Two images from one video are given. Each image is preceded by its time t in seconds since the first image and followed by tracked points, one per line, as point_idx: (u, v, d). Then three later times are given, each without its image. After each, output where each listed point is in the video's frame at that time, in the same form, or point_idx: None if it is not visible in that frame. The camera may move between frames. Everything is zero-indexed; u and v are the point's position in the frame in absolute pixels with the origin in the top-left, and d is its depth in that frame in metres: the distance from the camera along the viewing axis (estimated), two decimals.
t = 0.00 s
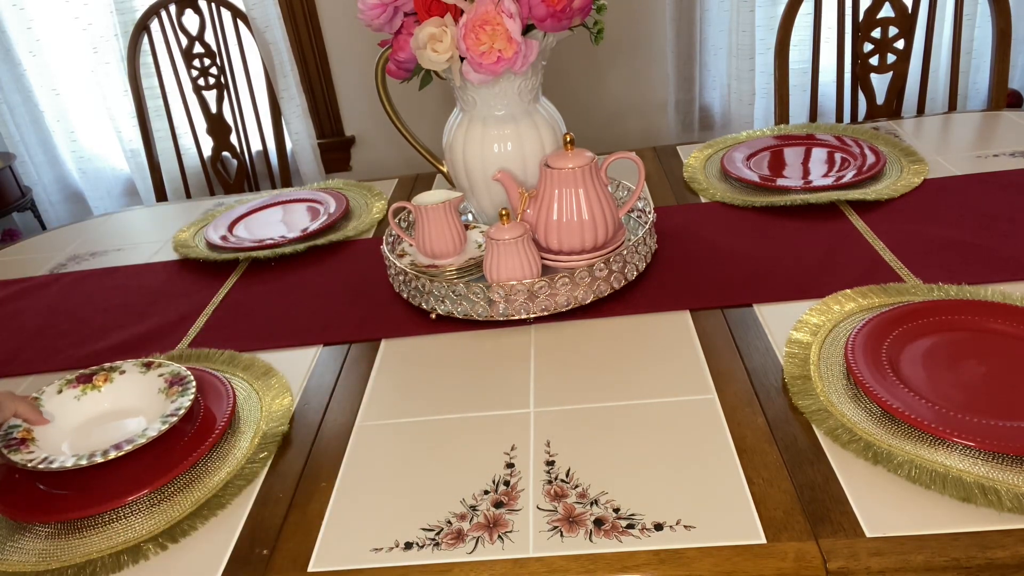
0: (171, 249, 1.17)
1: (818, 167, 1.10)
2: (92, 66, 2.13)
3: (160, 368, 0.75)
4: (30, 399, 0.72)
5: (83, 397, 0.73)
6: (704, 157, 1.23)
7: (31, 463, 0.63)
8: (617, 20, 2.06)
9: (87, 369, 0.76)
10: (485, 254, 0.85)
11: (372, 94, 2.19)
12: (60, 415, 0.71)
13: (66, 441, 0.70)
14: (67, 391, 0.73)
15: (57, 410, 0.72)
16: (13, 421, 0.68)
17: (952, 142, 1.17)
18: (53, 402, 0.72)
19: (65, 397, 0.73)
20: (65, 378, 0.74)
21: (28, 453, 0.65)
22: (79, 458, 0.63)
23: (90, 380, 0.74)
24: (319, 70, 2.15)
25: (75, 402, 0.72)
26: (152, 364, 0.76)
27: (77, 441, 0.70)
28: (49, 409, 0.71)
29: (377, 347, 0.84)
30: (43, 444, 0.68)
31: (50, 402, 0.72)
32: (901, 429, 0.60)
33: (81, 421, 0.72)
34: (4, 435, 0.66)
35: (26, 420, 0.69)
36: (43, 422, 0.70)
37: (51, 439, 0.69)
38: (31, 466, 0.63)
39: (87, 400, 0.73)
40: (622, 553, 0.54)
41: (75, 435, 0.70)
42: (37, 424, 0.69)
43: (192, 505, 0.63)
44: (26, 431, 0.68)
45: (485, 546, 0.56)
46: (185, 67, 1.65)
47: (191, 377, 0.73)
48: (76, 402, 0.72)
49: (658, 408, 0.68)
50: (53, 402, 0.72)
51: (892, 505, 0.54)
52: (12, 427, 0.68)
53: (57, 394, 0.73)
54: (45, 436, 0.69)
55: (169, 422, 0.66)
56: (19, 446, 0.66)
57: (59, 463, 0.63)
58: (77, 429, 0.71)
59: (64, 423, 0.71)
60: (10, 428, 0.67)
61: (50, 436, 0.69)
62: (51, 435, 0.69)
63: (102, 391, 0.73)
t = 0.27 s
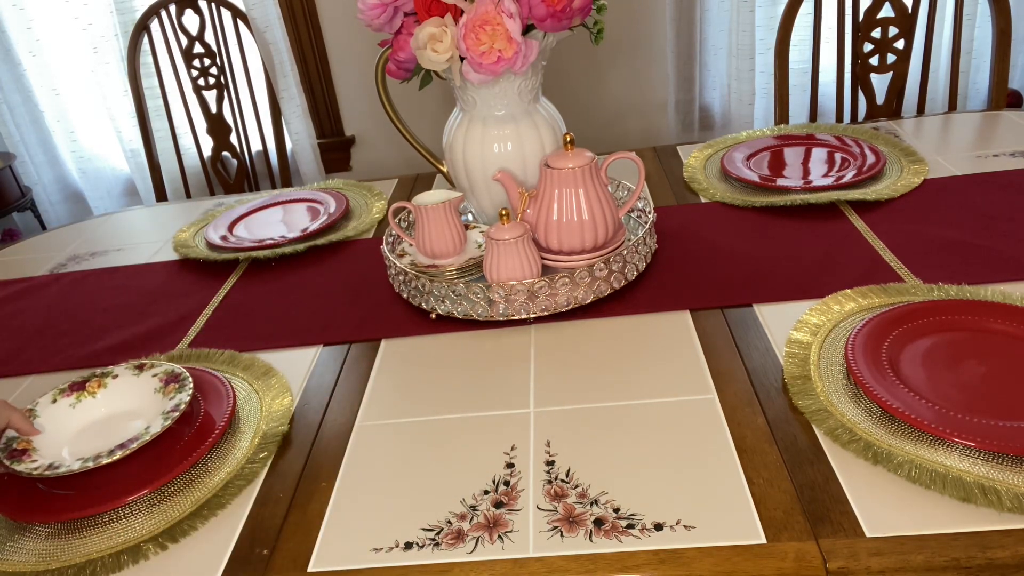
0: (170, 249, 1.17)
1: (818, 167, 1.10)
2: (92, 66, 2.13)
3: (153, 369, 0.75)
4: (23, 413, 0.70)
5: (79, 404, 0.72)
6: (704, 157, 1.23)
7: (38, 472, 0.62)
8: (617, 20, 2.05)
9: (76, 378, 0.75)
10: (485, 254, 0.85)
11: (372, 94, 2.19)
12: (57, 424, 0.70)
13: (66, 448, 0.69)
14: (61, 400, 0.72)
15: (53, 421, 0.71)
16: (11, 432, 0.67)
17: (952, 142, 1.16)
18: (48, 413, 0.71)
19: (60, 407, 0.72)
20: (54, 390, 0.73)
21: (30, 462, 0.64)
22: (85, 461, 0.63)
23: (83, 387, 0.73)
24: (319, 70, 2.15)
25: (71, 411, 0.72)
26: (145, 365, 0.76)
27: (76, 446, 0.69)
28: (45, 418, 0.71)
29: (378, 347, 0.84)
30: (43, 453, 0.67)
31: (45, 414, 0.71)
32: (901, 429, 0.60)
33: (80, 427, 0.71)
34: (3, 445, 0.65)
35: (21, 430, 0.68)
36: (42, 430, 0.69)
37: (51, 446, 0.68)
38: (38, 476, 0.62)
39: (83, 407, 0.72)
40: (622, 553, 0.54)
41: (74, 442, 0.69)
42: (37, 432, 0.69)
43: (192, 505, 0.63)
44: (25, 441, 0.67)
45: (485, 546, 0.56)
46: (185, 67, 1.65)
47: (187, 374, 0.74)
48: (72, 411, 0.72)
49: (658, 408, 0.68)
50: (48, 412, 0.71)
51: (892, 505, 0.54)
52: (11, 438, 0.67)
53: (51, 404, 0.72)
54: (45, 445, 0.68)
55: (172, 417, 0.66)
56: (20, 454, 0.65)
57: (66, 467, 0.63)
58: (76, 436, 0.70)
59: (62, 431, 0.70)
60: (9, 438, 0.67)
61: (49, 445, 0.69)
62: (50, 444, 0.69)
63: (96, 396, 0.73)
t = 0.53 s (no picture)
0: (170, 249, 1.17)
1: (818, 167, 1.10)
2: (92, 66, 2.13)
3: (152, 369, 0.75)
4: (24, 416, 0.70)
5: (78, 406, 0.72)
6: (704, 157, 1.23)
7: (39, 474, 0.62)
8: (617, 20, 2.05)
9: (75, 381, 0.75)
10: (485, 254, 0.85)
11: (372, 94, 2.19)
12: (57, 425, 0.70)
13: (66, 449, 0.69)
14: (61, 402, 0.72)
15: (53, 422, 0.71)
16: (11, 436, 0.67)
17: (952, 142, 1.16)
18: (48, 415, 0.71)
19: (59, 409, 0.71)
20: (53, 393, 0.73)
21: (31, 464, 0.65)
22: (87, 463, 0.63)
23: (82, 389, 0.73)
24: (319, 70, 2.15)
25: (71, 412, 0.72)
26: (143, 366, 0.76)
27: (76, 447, 0.69)
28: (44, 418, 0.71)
29: (377, 347, 0.84)
30: (44, 455, 0.67)
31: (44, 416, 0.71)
32: (901, 429, 0.60)
33: (80, 428, 0.71)
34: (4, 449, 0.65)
35: (21, 432, 0.68)
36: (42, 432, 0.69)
37: (51, 447, 0.68)
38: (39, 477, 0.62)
39: (83, 408, 0.72)
40: (622, 553, 0.54)
41: (75, 443, 0.69)
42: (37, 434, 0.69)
43: (192, 505, 0.63)
44: (25, 444, 0.67)
45: (485, 546, 0.56)
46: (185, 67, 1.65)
47: (186, 373, 0.74)
48: (72, 412, 0.72)
49: (658, 408, 0.68)
50: (47, 414, 0.71)
51: (892, 505, 0.54)
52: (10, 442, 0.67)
53: (51, 406, 0.72)
54: (45, 446, 0.68)
55: (172, 416, 0.66)
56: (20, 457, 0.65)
57: (68, 469, 0.63)
58: (76, 437, 0.70)
59: (62, 432, 0.70)
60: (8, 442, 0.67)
61: (48, 446, 0.68)
62: (50, 445, 0.69)
63: (96, 397, 0.73)
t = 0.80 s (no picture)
0: (170, 249, 1.17)
1: (818, 167, 1.10)
2: (92, 66, 2.13)
3: (152, 369, 0.75)
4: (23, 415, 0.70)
5: (78, 406, 0.72)
6: (704, 156, 1.23)
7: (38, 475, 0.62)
8: (617, 20, 2.05)
9: (75, 381, 0.75)
10: (485, 254, 0.85)
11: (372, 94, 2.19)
12: (57, 425, 0.70)
13: (66, 449, 0.69)
14: (60, 402, 0.72)
15: (52, 421, 0.71)
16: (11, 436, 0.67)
17: (952, 142, 1.16)
18: (47, 415, 0.71)
19: (59, 409, 0.71)
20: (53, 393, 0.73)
21: (31, 464, 0.64)
22: (87, 463, 0.63)
23: (82, 388, 0.73)
24: (319, 70, 2.15)
25: (70, 413, 0.72)
26: (144, 366, 0.76)
27: (76, 447, 0.69)
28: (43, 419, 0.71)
29: (377, 347, 0.84)
30: (43, 455, 0.67)
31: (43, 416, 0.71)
32: (902, 429, 0.60)
33: (80, 428, 0.71)
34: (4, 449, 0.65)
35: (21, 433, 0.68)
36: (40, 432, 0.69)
37: (50, 446, 0.68)
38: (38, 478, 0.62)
39: (82, 409, 0.72)
40: (622, 553, 0.54)
41: (75, 443, 0.69)
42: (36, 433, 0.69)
43: (192, 505, 0.63)
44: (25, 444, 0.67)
45: (485, 546, 0.56)
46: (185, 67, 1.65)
47: (186, 373, 0.74)
48: (71, 413, 0.72)
49: (658, 408, 0.68)
50: (47, 414, 0.71)
51: (892, 505, 0.54)
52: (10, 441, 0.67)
53: (51, 406, 0.72)
54: (45, 445, 0.68)
55: (172, 416, 0.66)
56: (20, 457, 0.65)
57: (67, 469, 0.63)
58: (75, 437, 0.70)
59: (62, 432, 0.70)
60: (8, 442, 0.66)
61: (48, 445, 0.68)
62: (49, 444, 0.69)
63: (96, 398, 0.73)
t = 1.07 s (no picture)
0: (170, 249, 1.17)
1: (818, 167, 1.10)
2: (92, 66, 2.13)
3: (152, 369, 0.75)
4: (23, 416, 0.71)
5: (78, 406, 0.72)
6: (703, 156, 1.23)
7: (38, 474, 0.62)
8: (617, 19, 2.05)
9: (76, 381, 0.75)
10: (484, 254, 0.86)
11: (372, 95, 2.19)
12: (57, 425, 0.71)
13: (66, 449, 0.69)
14: (60, 403, 0.72)
15: (52, 422, 0.71)
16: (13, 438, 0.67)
17: (951, 142, 1.16)
18: (47, 415, 0.71)
19: (58, 410, 0.72)
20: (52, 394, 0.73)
21: (31, 464, 0.64)
22: (86, 463, 0.63)
23: (82, 389, 0.74)
24: (319, 70, 2.15)
25: (70, 413, 0.72)
26: (144, 366, 0.76)
27: (77, 448, 0.69)
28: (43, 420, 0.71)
29: (377, 347, 0.84)
30: (44, 454, 0.67)
31: (42, 417, 0.71)
32: (901, 429, 0.60)
33: (80, 428, 0.71)
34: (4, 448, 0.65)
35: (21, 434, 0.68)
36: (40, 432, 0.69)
37: (50, 446, 0.68)
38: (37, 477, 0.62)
39: (81, 409, 0.72)
40: (621, 553, 0.54)
41: (75, 443, 0.69)
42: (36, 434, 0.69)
43: (192, 505, 0.63)
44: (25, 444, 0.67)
45: (485, 546, 0.56)
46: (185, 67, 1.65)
47: (186, 373, 0.74)
48: (71, 413, 0.72)
49: (657, 408, 0.68)
50: (47, 415, 0.71)
51: (892, 505, 0.54)
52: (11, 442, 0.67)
53: (51, 407, 0.72)
54: (45, 445, 0.68)
55: (172, 416, 0.66)
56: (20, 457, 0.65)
57: (67, 469, 0.63)
58: (75, 437, 0.70)
59: (62, 432, 0.70)
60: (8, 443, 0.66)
61: (49, 445, 0.68)
62: (50, 444, 0.69)
63: (96, 398, 0.73)
